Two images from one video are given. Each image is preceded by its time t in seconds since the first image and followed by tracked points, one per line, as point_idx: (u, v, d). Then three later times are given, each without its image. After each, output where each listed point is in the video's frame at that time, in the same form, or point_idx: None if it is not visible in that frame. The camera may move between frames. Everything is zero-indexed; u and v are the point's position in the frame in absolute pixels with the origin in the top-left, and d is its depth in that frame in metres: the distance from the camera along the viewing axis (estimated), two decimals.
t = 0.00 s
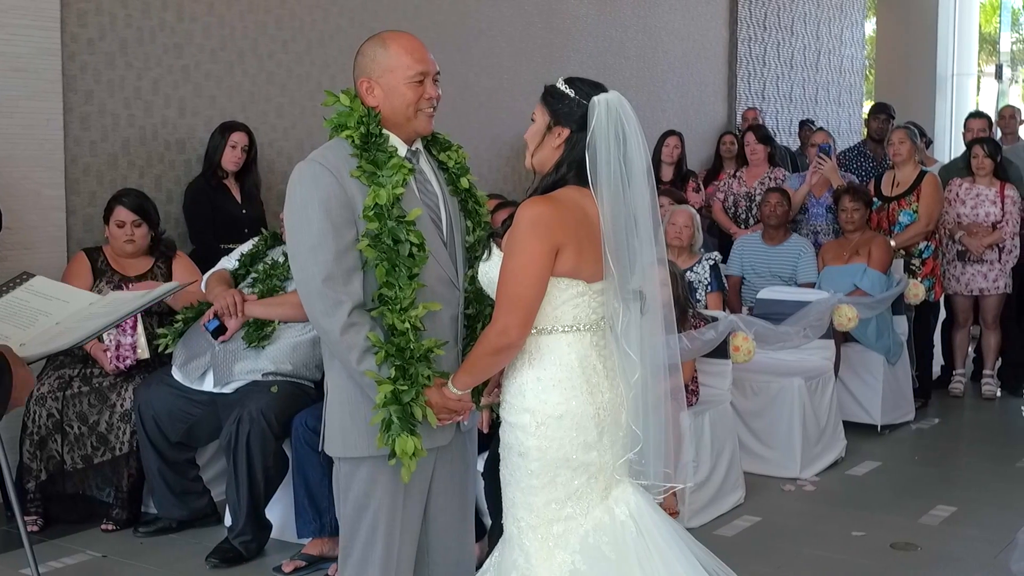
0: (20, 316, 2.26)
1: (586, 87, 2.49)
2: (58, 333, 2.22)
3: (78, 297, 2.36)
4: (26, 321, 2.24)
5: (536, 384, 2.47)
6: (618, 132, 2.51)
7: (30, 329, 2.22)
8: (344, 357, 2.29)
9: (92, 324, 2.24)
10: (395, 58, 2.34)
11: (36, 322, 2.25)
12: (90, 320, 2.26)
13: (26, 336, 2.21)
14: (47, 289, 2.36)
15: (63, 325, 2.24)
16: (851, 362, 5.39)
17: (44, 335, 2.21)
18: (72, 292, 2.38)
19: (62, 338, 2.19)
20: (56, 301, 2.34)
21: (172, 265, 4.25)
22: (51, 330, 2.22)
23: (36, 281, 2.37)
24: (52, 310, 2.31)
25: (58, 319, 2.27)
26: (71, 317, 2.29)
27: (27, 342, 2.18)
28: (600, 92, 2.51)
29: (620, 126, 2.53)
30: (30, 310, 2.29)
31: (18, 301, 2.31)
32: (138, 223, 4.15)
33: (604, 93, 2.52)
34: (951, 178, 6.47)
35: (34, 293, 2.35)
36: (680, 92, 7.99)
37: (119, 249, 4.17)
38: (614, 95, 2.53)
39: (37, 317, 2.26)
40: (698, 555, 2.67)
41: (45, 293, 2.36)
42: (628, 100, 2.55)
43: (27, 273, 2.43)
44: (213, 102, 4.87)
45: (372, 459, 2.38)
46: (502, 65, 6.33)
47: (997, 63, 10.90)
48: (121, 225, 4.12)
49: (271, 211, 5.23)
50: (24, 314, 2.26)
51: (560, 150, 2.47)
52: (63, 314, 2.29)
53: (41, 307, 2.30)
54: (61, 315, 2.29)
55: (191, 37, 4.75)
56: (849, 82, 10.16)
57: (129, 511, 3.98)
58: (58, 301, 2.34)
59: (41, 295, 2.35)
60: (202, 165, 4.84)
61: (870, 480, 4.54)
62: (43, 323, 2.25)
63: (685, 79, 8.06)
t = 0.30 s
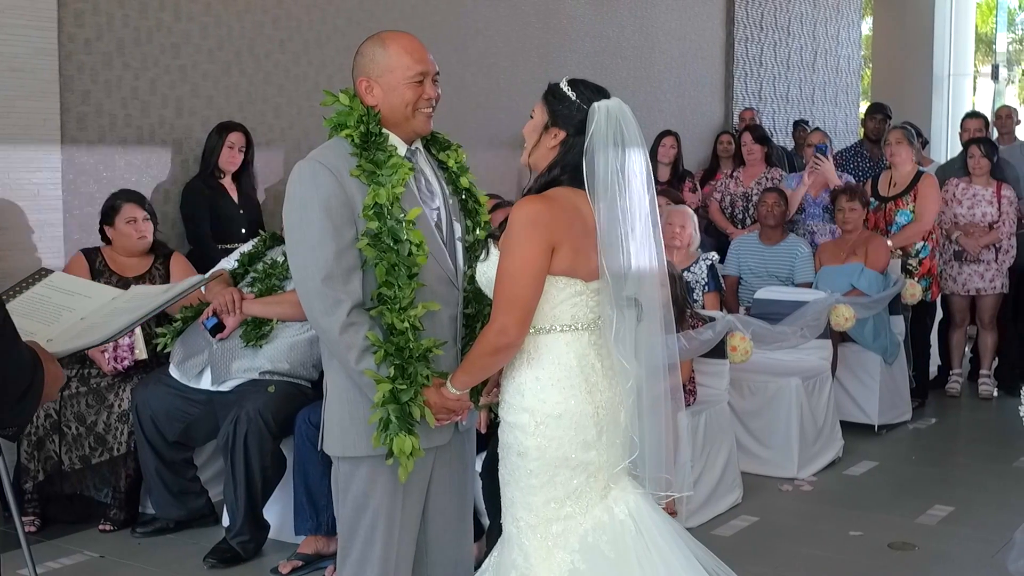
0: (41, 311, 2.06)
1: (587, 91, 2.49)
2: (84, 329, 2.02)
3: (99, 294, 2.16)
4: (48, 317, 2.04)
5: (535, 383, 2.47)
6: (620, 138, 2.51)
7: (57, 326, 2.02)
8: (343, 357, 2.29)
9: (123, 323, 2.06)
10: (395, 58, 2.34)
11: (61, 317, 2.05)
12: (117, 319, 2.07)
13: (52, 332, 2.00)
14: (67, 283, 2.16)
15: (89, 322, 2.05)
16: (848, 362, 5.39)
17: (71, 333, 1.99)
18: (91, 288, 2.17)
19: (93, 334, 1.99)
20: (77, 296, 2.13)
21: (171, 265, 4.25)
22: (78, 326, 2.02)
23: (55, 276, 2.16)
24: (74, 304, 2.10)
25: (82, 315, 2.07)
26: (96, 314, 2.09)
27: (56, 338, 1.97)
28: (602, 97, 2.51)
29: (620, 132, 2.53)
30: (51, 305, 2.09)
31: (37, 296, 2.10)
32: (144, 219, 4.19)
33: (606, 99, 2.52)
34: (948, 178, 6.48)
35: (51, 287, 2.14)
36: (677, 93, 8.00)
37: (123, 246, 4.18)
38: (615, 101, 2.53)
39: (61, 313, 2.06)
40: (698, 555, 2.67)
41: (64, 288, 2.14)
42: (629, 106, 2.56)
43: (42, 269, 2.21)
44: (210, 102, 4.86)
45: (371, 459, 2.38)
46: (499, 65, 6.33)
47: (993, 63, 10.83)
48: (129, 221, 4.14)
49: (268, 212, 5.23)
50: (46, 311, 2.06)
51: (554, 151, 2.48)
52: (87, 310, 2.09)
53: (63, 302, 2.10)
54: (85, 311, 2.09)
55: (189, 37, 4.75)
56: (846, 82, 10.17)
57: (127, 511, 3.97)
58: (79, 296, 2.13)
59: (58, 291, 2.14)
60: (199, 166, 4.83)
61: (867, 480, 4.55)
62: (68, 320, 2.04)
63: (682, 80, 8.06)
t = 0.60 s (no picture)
0: (58, 310, 2.02)
1: (584, 92, 2.48)
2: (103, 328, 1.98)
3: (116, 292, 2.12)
4: (65, 317, 2.00)
5: (539, 381, 2.47)
6: (613, 140, 2.51)
7: (75, 325, 1.98)
8: (347, 355, 2.29)
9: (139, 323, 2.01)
10: (398, 57, 2.34)
11: (79, 317, 2.01)
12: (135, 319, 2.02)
13: (70, 332, 1.96)
14: (84, 285, 2.12)
15: (107, 320, 2.00)
16: (846, 361, 5.39)
17: (90, 331, 1.95)
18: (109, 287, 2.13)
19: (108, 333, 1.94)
20: (92, 295, 2.10)
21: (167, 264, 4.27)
22: (96, 325, 1.97)
23: (71, 277, 2.14)
24: (91, 304, 2.06)
25: (100, 313, 2.03)
26: (115, 313, 2.04)
27: (75, 337, 1.93)
28: (598, 100, 2.51)
29: (616, 135, 2.52)
30: (68, 305, 2.05)
31: (54, 297, 2.08)
32: (144, 220, 4.20)
33: (603, 101, 2.51)
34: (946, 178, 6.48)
35: (68, 289, 2.11)
36: (675, 92, 8.00)
37: (121, 246, 4.18)
38: (611, 103, 2.52)
39: (78, 314, 2.02)
40: (702, 552, 2.68)
41: (79, 288, 2.12)
42: (625, 108, 2.55)
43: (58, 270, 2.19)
44: (208, 101, 4.86)
45: (372, 457, 2.38)
46: (497, 65, 6.33)
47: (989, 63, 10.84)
48: (129, 221, 4.16)
49: (267, 211, 5.23)
50: (64, 311, 2.02)
51: (549, 151, 2.47)
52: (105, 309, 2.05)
53: (80, 303, 2.06)
54: (103, 309, 2.04)
55: (187, 36, 4.75)
56: (843, 82, 10.17)
57: (125, 511, 3.97)
58: (94, 295, 2.10)
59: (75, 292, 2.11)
60: (197, 165, 4.83)
61: (866, 479, 4.55)
62: (85, 319, 2.00)
63: (679, 79, 8.06)
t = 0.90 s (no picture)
0: (64, 310, 2.02)
1: (580, 94, 2.48)
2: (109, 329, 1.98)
3: (122, 293, 2.12)
4: (72, 317, 2.00)
5: (544, 382, 2.47)
6: (608, 142, 2.51)
7: (81, 326, 1.98)
8: (347, 355, 2.29)
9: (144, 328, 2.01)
10: (400, 58, 2.34)
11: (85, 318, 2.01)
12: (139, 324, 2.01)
13: (77, 331, 1.96)
14: (90, 286, 2.13)
15: (114, 322, 2.01)
16: (843, 361, 5.40)
17: (97, 332, 1.95)
18: (115, 289, 2.14)
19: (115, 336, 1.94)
20: (100, 297, 2.10)
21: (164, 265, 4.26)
22: (103, 326, 1.98)
23: (76, 278, 2.14)
24: (98, 305, 2.07)
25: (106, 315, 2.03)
26: (121, 315, 2.05)
27: (82, 337, 1.93)
28: (594, 101, 2.51)
29: (611, 137, 2.52)
30: (75, 305, 2.06)
31: (60, 297, 2.08)
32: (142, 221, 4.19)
33: (597, 102, 2.52)
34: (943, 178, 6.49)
35: (74, 290, 2.12)
36: (672, 93, 8.01)
37: (118, 247, 4.19)
38: (607, 105, 2.52)
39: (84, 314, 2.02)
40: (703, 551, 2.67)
41: (85, 290, 2.11)
42: (621, 110, 2.55)
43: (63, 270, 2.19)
44: (206, 101, 4.86)
45: (371, 457, 2.38)
46: (495, 65, 6.33)
47: (988, 62, 11.06)
48: (126, 223, 4.15)
49: (264, 211, 5.23)
50: (70, 312, 2.02)
51: (546, 153, 2.48)
52: (111, 310, 2.05)
53: (86, 303, 2.06)
54: (110, 311, 2.05)
55: (184, 36, 4.75)
56: (841, 82, 10.18)
57: (123, 511, 3.97)
58: (101, 297, 2.10)
59: (81, 293, 2.11)
60: (194, 165, 4.83)
61: (863, 479, 4.55)
62: (92, 320, 2.00)
63: (676, 80, 8.07)
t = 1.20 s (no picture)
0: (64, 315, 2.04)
1: (579, 102, 2.49)
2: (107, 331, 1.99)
3: (121, 298, 2.14)
4: (71, 322, 2.02)
5: (554, 391, 2.49)
6: (608, 151, 2.50)
7: (80, 329, 1.99)
8: (347, 358, 2.29)
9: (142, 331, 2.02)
10: (402, 62, 2.35)
11: (85, 321, 2.03)
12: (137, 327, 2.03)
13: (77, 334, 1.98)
14: (91, 290, 2.15)
15: (112, 325, 2.02)
16: (840, 362, 5.40)
17: (97, 335, 1.96)
18: (115, 292, 2.15)
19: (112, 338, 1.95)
20: (102, 300, 2.12)
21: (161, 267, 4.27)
22: (102, 328, 1.99)
23: (76, 282, 2.16)
24: (97, 308, 2.09)
25: (104, 318, 2.05)
26: (120, 317, 2.06)
27: (81, 340, 1.94)
28: (592, 109, 2.51)
29: (611, 145, 2.52)
30: (75, 309, 2.07)
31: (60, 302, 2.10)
32: (137, 223, 4.19)
33: (596, 110, 2.52)
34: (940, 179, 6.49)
35: (76, 295, 2.14)
36: (670, 93, 8.01)
37: (114, 249, 4.19)
38: (605, 113, 2.52)
39: (84, 318, 2.04)
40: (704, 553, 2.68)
41: (86, 294, 2.14)
42: (620, 119, 2.55)
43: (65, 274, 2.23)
44: (204, 103, 4.86)
45: (369, 459, 2.38)
46: (492, 66, 6.33)
47: (986, 64, 10.97)
48: (122, 225, 4.16)
49: (262, 213, 5.23)
50: (70, 316, 2.04)
51: (545, 162, 2.48)
52: (111, 313, 2.07)
53: (85, 307, 2.08)
54: (108, 314, 2.06)
55: (182, 38, 4.75)
56: (838, 83, 10.18)
57: (120, 513, 3.97)
58: (103, 300, 2.12)
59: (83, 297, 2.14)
60: (192, 167, 4.83)
61: (861, 480, 4.56)
62: (91, 322, 2.02)
63: (674, 81, 8.07)
